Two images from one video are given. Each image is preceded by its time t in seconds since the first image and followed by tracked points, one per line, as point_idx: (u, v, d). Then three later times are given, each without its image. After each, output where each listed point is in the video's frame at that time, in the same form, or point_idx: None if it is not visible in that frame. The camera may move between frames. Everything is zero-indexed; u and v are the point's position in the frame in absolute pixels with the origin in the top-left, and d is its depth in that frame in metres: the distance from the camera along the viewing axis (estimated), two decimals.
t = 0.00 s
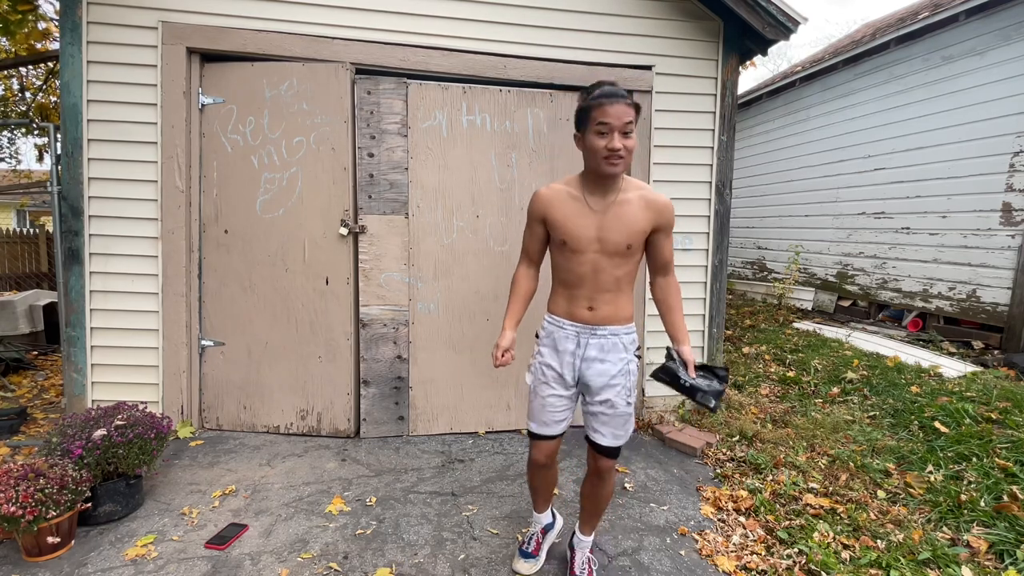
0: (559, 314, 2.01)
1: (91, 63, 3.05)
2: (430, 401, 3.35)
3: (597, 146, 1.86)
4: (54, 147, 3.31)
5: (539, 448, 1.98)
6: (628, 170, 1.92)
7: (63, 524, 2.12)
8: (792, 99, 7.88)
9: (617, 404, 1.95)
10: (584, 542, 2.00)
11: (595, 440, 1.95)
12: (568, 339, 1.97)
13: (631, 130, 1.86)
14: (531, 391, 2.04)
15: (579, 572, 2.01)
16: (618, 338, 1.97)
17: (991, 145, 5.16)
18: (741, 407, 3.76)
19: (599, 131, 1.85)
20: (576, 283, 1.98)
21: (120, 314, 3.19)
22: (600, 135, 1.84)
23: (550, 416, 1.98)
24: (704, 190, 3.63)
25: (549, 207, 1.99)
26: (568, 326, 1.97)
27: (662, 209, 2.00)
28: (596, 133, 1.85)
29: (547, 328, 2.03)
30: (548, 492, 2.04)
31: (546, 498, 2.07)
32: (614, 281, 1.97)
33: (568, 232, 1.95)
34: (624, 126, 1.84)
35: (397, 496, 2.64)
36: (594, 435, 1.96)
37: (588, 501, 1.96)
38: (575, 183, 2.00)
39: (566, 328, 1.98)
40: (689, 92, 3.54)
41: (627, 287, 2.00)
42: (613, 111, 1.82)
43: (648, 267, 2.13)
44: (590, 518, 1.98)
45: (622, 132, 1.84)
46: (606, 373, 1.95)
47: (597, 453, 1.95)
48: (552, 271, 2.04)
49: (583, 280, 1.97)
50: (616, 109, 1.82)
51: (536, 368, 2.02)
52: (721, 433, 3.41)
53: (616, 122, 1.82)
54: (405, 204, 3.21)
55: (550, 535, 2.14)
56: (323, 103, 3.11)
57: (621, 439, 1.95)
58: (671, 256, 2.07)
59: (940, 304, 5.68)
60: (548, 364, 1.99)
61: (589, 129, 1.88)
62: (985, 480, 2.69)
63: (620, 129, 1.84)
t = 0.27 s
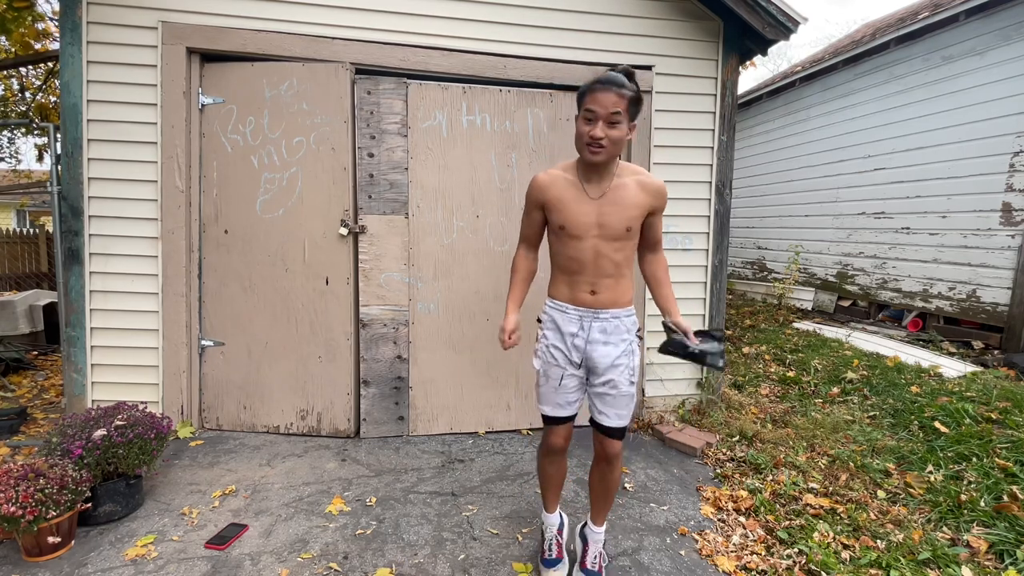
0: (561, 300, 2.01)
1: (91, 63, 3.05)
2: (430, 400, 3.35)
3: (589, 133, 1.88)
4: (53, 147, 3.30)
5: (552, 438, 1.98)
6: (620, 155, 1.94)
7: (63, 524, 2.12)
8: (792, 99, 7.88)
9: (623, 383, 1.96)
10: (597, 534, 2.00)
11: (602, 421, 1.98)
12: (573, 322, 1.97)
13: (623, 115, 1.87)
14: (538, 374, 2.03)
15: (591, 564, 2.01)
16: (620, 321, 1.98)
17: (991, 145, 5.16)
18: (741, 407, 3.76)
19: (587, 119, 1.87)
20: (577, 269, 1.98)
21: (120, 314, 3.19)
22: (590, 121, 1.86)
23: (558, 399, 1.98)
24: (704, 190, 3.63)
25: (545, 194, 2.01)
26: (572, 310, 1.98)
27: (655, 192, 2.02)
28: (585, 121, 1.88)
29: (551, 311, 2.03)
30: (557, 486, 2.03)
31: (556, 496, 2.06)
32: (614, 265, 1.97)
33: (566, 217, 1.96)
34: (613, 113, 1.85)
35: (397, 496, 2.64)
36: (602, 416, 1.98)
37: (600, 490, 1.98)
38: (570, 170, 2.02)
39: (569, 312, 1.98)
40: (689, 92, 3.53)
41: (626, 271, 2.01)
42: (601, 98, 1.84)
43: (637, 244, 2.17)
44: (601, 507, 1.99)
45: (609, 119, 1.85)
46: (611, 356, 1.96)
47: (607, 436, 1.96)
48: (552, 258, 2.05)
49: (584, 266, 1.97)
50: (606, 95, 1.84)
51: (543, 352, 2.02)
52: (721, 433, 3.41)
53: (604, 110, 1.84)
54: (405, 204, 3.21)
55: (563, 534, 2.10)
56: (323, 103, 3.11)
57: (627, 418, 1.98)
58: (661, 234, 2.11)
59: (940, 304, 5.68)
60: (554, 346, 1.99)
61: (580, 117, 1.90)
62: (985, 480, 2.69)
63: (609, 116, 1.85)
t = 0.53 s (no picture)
0: (567, 300, 2.02)
1: (91, 63, 3.05)
2: (430, 401, 3.35)
3: (595, 134, 1.89)
4: (53, 146, 3.30)
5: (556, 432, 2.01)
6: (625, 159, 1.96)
7: (63, 524, 2.12)
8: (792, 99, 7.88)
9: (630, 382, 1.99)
10: (607, 525, 2.05)
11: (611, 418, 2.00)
12: (578, 325, 1.98)
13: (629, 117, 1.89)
14: (543, 376, 2.04)
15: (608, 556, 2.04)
16: (625, 321, 2.00)
17: (991, 145, 5.16)
18: (741, 407, 3.76)
19: (595, 123, 1.89)
20: (584, 270, 1.99)
21: (120, 314, 3.19)
22: (597, 125, 1.88)
23: (564, 399, 2.00)
24: (704, 190, 3.63)
25: (552, 196, 2.00)
26: (577, 312, 1.98)
27: (659, 194, 2.05)
28: (593, 124, 1.89)
29: (556, 314, 2.03)
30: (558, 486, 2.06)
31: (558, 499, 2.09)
32: (619, 265, 2.00)
33: (573, 220, 1.97)
34: (619, 116, 1.87)
35: (397, 496, 2.64)
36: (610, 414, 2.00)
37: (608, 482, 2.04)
38: (575, 172, 2.03)
39: (575, 314, 1.99)
40: (689, 92, 3.54)
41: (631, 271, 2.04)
42: (609, 102, 1.85)
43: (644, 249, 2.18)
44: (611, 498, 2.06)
45: (616, 121, 1.87)
46: (618, 356, 1.98)
47: (617, 433, 2.00)
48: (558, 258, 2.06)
49: (591, 266, 1.99)
50: (614, 98, 1.86)
51: (547, 353, 2.02)
52: (721, 433, 3.41)
53: (612, 113, 1.86)
54: (405, 204, 3.21)
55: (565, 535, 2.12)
56: (323, 103, 3.11)
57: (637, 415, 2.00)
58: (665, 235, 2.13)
59: (940, 304, 5.68)
60: (560, 349, 1.99)
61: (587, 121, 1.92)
62: (985, 480, 2.69)
63: (616, 118, 1.87)
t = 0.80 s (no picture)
0: (575, 320, 2.05)
1: (91, 63, 3.05)
2: (431, 401, 3.35)
3: (606, 156, 1.90)
4: (53, 146, 3.30)
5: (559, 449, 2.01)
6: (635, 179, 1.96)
7: (63, 524, 2.12)
8: (792, 99, 7.88)
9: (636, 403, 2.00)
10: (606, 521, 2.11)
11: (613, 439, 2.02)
12: (587, 346, 2.01)
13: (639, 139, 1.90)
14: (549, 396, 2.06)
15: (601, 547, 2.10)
16: (635, 341, 2.02)
17: (991, 145, 5.16)
18: (741, 407, 3.76)
19: (606, 143, 1.90)
20: (592, 290, 2.02)
21: (120, 314, 3.19)
22: (608, 145, 1.89)
23: (568, 418, 2.01)
24: (704, 190, 3.63)
25: (562, 217, 2.02)
26: (585, 333, 2.01)
27: (671, 216, 2.04)
28: (602, 144, 1.90)
29: (564, 335, 2.06)
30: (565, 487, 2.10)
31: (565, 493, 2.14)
32: (628, 287, 2.01)
33: (582, 241, 1.99)
34: (629, 136, 1.88)
35: (397, 496, 2.64)
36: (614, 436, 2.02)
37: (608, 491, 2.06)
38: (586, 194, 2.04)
39: (584, 334, 2.01)
40: (689, 93, 3.53)
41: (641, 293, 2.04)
42: (619, 122, 1.87)
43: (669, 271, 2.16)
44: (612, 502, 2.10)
45: (626, 141, 1.88)
46: (625, 377, 2.00)
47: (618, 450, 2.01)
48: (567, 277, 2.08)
49: (599, 286, 2.01)
50: (623, 119, 1.87)
51: (554, 373, 2.04)
52: (721, 433, 3.41)
53: (621, 133, 1.87)
54: (405, 204, 3.21)
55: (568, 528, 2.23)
56: (323, 103, 3.11)
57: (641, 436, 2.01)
58: (686, 256, 2.11)
59: (940, 304, 5.68)
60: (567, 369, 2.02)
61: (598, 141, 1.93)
62: (985, 480, 2.69)
63: (626, 138, 1.88)
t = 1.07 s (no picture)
0: (579, 309, 2.05)
1: (91, 63, 3.05)
2: (431, 401, 3.35)
3: (611, 144, 1.90)
4: (53, 146, 3.30)
5: (561, 435, 2.01)
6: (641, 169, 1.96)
7: (63, 524, 2.12)
8: (792, 99, 7.88)
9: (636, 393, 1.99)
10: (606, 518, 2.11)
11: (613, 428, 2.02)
12: (588, 333, 2.01)
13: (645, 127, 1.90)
14: (552, 382, 2.07)
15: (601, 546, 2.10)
16: (637, 332, 2.00)
17: (991, 145, 5.16)
18: (741, 407, 3.76)
19: (611, 132, 1.90)
20: (597, 280, 2.01)
21: (120, 314, 3.19)
22: (614, 134, 1.89)
23: (570, 404, 2.01)
24: (704, 190, 3.63)
25: (568, 206, 2.01)
26: (588, 321, 2.01)
27: (676, 208, 2.03)
28: (609, 133, 1.90)
29: (568, 322, 2.06)
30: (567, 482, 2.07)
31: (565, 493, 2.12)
32: (633, 277, 2.01)
33: (587, 230, 1.99)
34: (635, 124, 1.88)
35: (397, 496, 2.64)
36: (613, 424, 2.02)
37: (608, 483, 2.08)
38: (592, 183, 2.05)
39: (586, 321, 2.01)
40: (689, 92, 3.53)
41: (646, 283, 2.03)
42: (625, 111, 1.87)
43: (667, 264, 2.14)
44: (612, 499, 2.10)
45: (632, 130, 1.88)
46: (626, 366, 1.99)
47: (616, 439, 2.02)
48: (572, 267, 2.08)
49: (604, 276, 2.00)
50: (630, 108, 1.87)
51: (557, 359, 2.06)
52: (721, 433, 3.41)
53: (627, 121, 1.87)
54: (405, 204, 3.21)
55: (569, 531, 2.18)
56: (323, 103, 3.11)
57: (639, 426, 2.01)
58: (688, 251, 2.09)
59: (940, 304, 5.68)
60: (569, 355, 2.03)
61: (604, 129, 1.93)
62: (985, 480, 2.69)
63: (631, 127, 1.88)
